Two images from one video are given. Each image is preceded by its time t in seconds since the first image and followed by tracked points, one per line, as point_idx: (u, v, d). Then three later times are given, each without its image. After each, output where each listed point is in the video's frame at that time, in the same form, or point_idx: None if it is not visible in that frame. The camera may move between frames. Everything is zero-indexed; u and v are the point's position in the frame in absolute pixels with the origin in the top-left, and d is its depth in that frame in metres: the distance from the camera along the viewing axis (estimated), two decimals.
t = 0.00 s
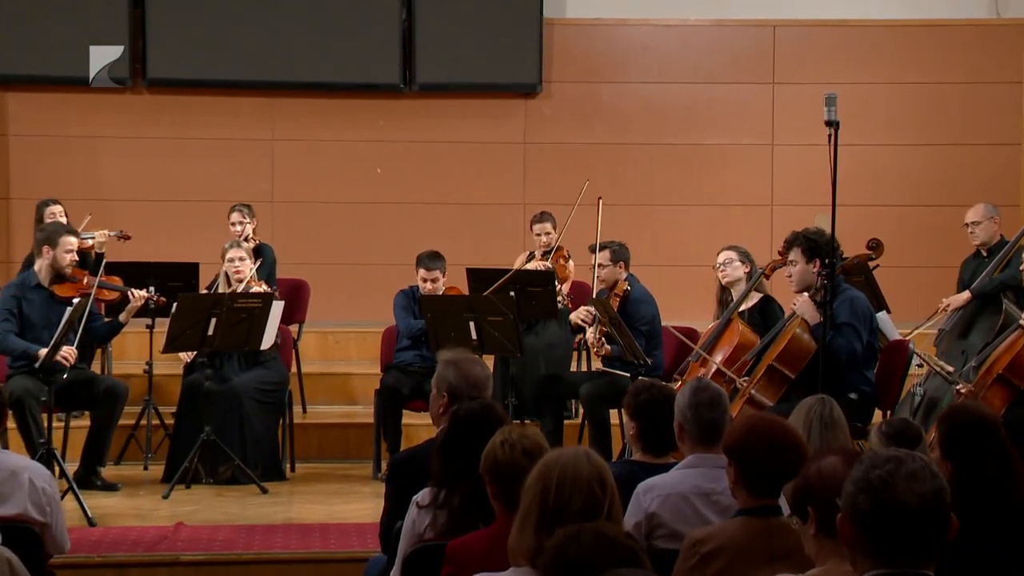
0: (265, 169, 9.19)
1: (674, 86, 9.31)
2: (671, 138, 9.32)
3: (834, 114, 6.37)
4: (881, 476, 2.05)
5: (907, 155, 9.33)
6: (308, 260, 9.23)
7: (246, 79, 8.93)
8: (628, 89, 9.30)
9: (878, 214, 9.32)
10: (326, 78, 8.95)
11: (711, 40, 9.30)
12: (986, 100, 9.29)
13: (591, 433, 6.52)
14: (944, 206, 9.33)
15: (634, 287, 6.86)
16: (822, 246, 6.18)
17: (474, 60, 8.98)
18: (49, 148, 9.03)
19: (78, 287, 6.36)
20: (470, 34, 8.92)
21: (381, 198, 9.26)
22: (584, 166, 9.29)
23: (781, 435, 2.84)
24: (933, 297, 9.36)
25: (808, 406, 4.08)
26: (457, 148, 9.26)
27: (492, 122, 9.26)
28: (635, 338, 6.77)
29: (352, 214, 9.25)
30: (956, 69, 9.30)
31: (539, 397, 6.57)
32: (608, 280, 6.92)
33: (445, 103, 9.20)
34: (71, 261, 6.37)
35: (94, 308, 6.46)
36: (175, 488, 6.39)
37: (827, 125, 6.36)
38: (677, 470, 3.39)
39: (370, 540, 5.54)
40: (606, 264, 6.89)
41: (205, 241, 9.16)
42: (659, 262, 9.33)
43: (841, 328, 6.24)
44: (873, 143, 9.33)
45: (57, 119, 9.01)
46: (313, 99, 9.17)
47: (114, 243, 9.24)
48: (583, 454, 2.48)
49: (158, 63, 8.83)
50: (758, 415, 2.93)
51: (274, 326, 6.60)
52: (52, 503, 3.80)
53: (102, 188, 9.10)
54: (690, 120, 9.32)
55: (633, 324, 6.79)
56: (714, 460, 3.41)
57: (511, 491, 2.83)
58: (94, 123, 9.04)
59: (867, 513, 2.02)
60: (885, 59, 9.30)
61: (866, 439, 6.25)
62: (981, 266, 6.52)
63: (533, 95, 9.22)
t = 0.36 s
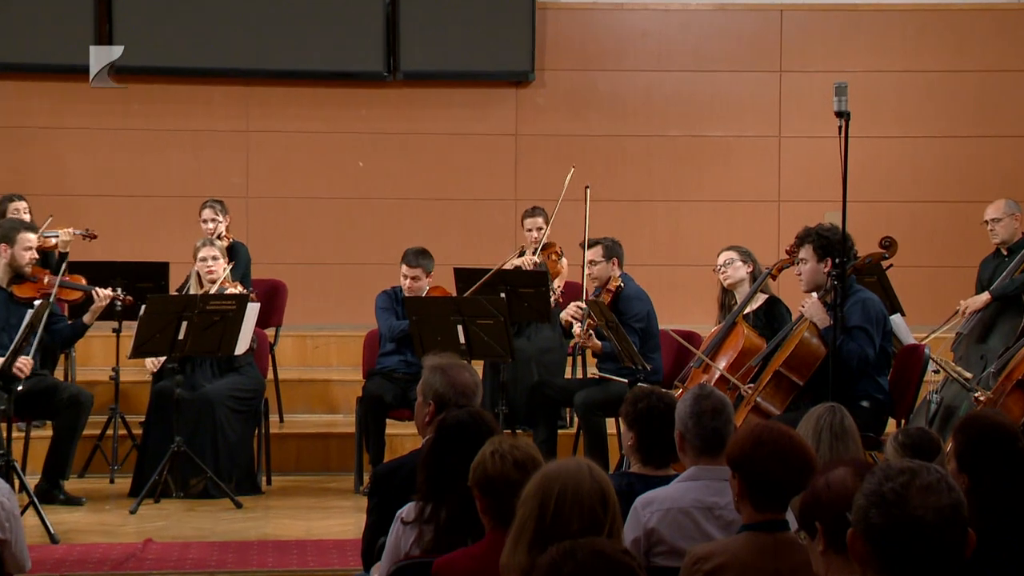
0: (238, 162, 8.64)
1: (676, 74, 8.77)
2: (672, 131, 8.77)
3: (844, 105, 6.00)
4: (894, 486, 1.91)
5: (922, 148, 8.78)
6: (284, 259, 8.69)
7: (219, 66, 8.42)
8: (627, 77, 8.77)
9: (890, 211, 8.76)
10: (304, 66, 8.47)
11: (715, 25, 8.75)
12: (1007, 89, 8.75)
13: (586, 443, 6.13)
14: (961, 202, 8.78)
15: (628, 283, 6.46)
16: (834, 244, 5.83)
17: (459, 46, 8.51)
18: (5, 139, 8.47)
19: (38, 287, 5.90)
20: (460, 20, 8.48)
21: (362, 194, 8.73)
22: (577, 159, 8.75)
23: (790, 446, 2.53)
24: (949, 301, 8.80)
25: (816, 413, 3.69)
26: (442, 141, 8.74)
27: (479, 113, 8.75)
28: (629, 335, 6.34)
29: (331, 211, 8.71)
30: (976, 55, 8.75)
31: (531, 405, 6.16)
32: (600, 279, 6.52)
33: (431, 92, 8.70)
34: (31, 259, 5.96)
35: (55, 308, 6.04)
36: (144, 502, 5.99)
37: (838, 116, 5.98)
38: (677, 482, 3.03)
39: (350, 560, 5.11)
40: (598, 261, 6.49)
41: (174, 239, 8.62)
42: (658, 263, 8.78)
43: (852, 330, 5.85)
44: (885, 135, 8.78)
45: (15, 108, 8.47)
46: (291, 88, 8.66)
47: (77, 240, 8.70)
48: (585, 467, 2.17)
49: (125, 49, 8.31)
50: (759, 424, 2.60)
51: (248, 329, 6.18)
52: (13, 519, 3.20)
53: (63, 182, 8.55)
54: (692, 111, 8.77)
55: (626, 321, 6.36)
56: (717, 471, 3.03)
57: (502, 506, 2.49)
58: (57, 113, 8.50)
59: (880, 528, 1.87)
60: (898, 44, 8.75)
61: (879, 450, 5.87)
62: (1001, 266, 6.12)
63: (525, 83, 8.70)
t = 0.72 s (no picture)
0: (209, 155, 8.17)
1: (673, 62, 8.31)
2: (669, 123, 8.30)
3: (853, 95, 5.63)
4: (905, 500, 1.66)
5: (933, 141, 8.33)
6: (258, 258, 8.22)
7: (190, 53, 7.98)
8: (620, 66, 8.31)
9: (897, 207, 8.33)
10: (278, 54, 8.02)
11: (713, 12, 8.31)
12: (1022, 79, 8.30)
13: (577, 454, 5.78)
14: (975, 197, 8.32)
15: (624, 280, 6.08)
16: (846, 241, 5.49)
17: (443, 33, 8.06)
18: None
19: None
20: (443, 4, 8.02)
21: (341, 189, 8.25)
22: (568, 152, 8.29)
23: (791, 457, 2.31)
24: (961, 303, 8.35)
25: (824, 423, 3.40)
26: (425, 133, 8.27)
27: (463, 103, 8.27)
28: (624, 333, 5.96)
29: (308, 208, 8.25)
30: (989, 43, 8.30)
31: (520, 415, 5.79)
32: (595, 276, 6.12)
33: (413, 81, 8.23)
34: None
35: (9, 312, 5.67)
36: (107, 519, 5.58)
37: (847, 107, 5.61)
38: (675, 496, 2.75)
39: None
40: (594, 256, 6.10)
41: (141, 237, 8.14)
42: (654, 263, 8.32)
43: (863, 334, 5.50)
44: (895, 127, 8.31)
45: None
46: (265, 76, 8.19)
47: (38, 239, 8.22)
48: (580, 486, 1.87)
49: (90, 35, 7.87)
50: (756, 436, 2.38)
51: (219, 334, 5.80)
52: None
53: (23, 177, 8.08)
54: (690, 102, 8.31)
55: (622, 321, 5.99)
56: (719, 485, 2.75)
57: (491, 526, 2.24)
58: (17, 104, 8.03)
59: (890, 548, 1.63)
60: (907, 32, 8.29)
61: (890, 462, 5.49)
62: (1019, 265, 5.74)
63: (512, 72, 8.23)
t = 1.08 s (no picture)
0: (173, 150, 7.69)
1: (665, 51, 7.80)
2: (662, 117, 7.78)
3: (856, 87, 5.30)
4: (909, 515, 1.68)
5: (947, 134, 7.77)
6: (224, 260, 7.71)
7: (152, 41, 7.52)
8: (609, 55, 7.78)
9: (907, 206, 7.76)
10: (245, 41, 7.55)
11: None
12: None
13: (563, 466, 5.44)
14: (992, 196, 7.75)
15: (617, 278, 5.74)
16: (847, 241, 5.16)
17: (420, 19, 7.60)
18: None
19: None
20: None
21: (313, 187, 7.75)
22: (554, 148, 7.78)
23: (787, 470, 2.23)
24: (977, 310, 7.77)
25: (824, 434, 3.28)
26: (403, 127, 7.77)
27: (442, 95, 7.78)
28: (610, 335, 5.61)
29: (278, 206, 7.74)
30: (1005, 29, 7.74)
31: (501, 425, 5.45)
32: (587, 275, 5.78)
33: (388, 71, 7.74)
34: None
35: None
36: (60, 537, 5.20)
37: (848, 99, 5.30)
38: (666, 513, 2.64)
39: None
40: (588, 253, 5.75)
41: (101, 237, 7.66)
42: (646, 265, 7.80)
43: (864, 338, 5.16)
44: (905, 121, 7.77)
45: None
46: (232, 66, 7.72)
47: None
48: (536, 503, 1.64)
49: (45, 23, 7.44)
50: (750, 448, 2.30)
51: (182, 340, 5.45)
52: None
53: None
54: (684, 94, 7.80)
55: (611, 319, 5.65)
56: (713, 500, 2.66)
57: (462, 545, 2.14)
58: None
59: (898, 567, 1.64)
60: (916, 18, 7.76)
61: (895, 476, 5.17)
62: None
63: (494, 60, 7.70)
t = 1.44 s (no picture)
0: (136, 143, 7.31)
1: (654, 38, 7.44)
2: (649, 108, 7.42)
3: (854, 77, 4.99)
4: (910, 532, 1.65)
5: (948, 127, 7.44)
6: (191, 259, 7.33)
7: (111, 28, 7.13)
8: (591, 42, 7.41)
9: (907, 204, 7.44)
10: (209, 28, 7.15)
11: None
12: None
13: (545, 479, 5.10)
14: (995, 192, 7.42)
15: (606, 278, 5.43)
16: (846, 240, 4.81)
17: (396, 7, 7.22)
18: None
19: None
20: None
21: (283, 182, 7.37)
22: (537, 141, 7.42)
23: (782, 484, 2.24)
24: (982, 311, 7.44)
25: (821, 446, 3.21)
26: (377, 119, 7.39)
27: (417, 84, 7.39)
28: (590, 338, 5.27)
29: (247, 202, 7.36)
30: (1004, 15, 7.40)
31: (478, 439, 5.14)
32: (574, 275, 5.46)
33: (360, 59, 7.36)
34: None
35: None
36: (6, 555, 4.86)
37: (847, 90, 4.99)
38: (656, 528, 2.62)
39: None
40: (577, 251, 5.45)
41: (59, 236, 7.25)
42: (635, 266, 7.44)
43: (861, 342, 4.81)
44: (904, 112, 7.43)
45: None
46: (195, 54, 7.31)
47: None
48: (486, 521, 1.61)
49: None
50: (747, 460, 2.31)
51: (138, 347, 5.09)
52: None
53: None
54: (673, 85, 7.43)
55: (594, 319, 5.33)
56: (702, 516, 2.63)
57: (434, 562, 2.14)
58: None
59: None
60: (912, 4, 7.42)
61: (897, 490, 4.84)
62: None
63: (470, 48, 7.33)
